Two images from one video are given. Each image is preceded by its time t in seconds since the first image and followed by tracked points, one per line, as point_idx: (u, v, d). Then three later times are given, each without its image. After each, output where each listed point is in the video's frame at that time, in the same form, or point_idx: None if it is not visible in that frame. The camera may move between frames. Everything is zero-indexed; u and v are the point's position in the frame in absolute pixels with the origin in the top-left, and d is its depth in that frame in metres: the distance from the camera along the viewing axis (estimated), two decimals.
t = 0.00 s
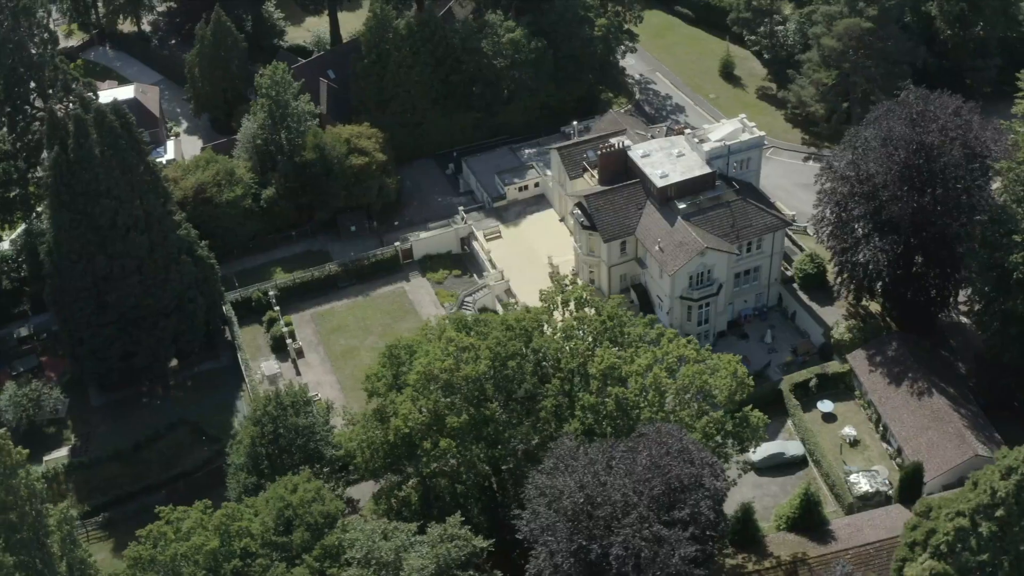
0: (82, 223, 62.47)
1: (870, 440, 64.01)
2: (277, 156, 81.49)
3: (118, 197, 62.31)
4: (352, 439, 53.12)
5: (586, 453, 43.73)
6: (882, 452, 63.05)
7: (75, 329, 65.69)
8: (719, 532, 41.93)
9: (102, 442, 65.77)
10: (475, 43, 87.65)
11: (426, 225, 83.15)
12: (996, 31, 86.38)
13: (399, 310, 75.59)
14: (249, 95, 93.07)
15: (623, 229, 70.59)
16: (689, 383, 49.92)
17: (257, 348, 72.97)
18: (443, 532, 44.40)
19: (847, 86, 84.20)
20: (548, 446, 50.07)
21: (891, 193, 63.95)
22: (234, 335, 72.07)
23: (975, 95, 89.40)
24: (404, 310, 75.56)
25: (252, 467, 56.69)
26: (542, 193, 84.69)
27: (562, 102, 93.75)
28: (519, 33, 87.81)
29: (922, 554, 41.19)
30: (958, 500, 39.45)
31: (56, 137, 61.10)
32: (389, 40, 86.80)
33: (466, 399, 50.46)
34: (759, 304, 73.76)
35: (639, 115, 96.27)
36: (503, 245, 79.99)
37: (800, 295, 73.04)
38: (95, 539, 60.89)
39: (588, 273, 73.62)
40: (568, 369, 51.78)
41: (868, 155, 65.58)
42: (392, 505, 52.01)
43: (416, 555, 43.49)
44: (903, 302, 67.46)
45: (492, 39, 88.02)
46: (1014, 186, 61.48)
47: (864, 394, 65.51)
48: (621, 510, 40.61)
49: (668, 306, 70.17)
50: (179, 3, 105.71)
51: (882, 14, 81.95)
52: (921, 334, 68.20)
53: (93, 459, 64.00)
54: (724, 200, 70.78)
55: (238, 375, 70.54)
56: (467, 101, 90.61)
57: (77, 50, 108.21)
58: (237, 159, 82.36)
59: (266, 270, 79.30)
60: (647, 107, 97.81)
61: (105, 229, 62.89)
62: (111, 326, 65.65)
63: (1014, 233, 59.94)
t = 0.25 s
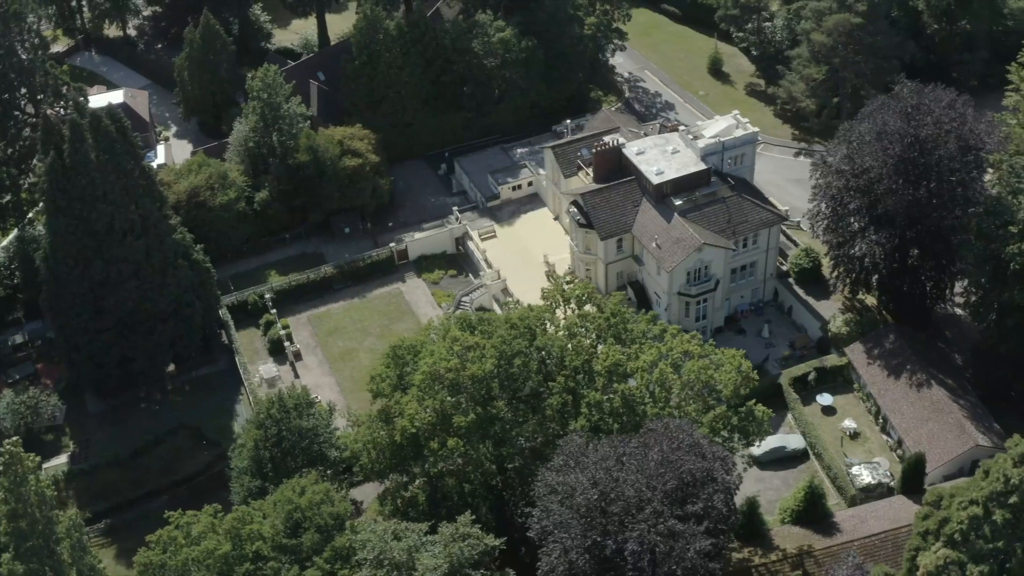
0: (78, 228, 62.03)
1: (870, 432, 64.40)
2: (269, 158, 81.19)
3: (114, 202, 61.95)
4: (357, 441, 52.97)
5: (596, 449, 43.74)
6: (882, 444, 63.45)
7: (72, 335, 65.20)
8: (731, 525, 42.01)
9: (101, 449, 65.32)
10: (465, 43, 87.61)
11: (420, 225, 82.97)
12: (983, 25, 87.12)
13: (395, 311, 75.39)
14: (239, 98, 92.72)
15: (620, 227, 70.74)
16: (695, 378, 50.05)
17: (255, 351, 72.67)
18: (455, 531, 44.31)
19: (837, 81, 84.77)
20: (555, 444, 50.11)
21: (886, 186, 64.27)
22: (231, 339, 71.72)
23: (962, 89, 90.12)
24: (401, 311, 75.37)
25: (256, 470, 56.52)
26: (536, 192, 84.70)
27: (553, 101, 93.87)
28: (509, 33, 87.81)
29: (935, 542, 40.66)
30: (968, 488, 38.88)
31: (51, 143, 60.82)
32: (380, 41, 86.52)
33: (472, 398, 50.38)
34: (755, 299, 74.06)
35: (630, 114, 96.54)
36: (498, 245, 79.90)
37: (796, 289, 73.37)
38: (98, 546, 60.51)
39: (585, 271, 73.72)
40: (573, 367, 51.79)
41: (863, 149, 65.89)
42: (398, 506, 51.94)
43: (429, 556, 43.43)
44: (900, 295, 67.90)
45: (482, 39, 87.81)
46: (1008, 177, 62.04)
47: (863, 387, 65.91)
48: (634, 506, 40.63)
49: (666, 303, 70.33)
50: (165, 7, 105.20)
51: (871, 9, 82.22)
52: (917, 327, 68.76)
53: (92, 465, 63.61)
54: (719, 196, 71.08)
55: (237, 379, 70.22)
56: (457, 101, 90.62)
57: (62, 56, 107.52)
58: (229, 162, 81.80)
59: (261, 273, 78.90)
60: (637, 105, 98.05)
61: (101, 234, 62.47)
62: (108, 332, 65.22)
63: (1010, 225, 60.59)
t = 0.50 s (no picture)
0: (77, 233, 61.65)
1: (872, 425, 64.76)
2: (264, 161, 80.89)
3: (113, 206, 61.63)
4: (365, 441, 52.86)
5: (608, 445, 43.81)
6: (884, 436, 63.83)
7: (72, 340, 64.76)
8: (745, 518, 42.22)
9: (102, 454, 64.96)
10: (458, 43, 87.56)
11: (416, 226, 82.86)
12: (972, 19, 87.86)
13: (395, 311, 75.30)
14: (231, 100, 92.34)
15: (619, 224, 70.82)
16: (704, 372, 50.19)
17: (255, 354, 72.42)
18: (469, 529, 44.24)
19: (829, 76, 85.28)
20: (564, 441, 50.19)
21: (884, 179, 64.65)
22: (231, 342, 71.42)
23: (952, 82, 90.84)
24: (400, 312, 75.23)
25: (262, 473, 56.32)
26: (531, 191, 84.75)
27: (546, 100, 93.97)
28: (502, 32, 87.82)
29: (951, 531, 40.54)
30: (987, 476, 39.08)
31: (49, 147, 60.42)
32: (373, 42, 86.26)
33: (481, 396, 50.34)
34: (754, 294, 74.34)
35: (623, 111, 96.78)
36: (495, 244, 79.89)
37: (795, 283, 73.68)
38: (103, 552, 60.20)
39: (583, 269, 73.88)
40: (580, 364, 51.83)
41: (861, 143, 66.25)
42: (407, 506, 51.88)
43: (445, 555, 43.37)
44: (898, 288, 68.32)
45: (475, 39, 87.89)
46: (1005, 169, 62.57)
47: (864, 380, 66.30)
48: (651, 501, 40.74)
49: (666, 300, 70.46)
50: (154, 10, 104.68)
51: (862, 5, 83.04)
52: (915, 320, 69.25)
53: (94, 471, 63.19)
54: (717, 192, 71.37)
55: (237, 382, 69.98)
56: (451, 101, 90.12)
57: (51, 60, 106.73)
58: (224, 165, 81.46)
59: (258, 276, 78.62)
60: (629, 103, 98.32)
61: (100, 238, 62.11)
62: (108, 336, 64.81)
63: (1009, 216, 61.26)
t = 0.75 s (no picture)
0: (77, 237, 61.23)
1: (873, 417, 65.14)
2: (259, 163, 80.66)
3: (112, 210, 61.30)
4: (373, 442, 52.80)
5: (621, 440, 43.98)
6: (886, 428, 64.23)
7: (72, 346, 64.32)
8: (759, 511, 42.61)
9: (104, 460, 64.57)
10: (451, 43, 87.54)
11: (413, 226, 82.78)
12: (961, 13, 88.54)
13: (394, 312, 75.21)
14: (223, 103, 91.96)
15: (618, 221, 70.95)
16: (713, 367, 50.34)
17: (255, 357, 72.16)
18: (484, 528, 44.24)
19: (822, 72, 85.77)
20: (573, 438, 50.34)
21: (882, 172, 65.00)
22: (230, 345, 71.14)
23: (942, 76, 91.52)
24: (399, 312, 75.14)
25: (269, 476, 56.15)
26: (527, 190, 84.83)
27: (539, 99, 94.08)
28: (495, 32, 87.84)
29: (965, 520, 40.44)
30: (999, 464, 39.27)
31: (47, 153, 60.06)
32: (366, 43, 85.80)
33: (490, 394, 50.34)
34: (752, 289, 74.72)
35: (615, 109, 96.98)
36: (493, 243, 79.91)
37: (792, 278, 74.04)
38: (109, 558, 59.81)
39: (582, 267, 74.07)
40: (587, 361, 51.93)
41: (858, 137, 66.56)
42: (416, 506, 51.82)
43: (461, 553, 43.39)
44: (896, 280, 68.70)
45: (468, 39, 87.93)
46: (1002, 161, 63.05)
47: (865, 373, 66.69)
48: (667, 495, 40.93)
49: (666, 296, 70.67)
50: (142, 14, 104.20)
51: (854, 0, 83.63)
52: (913, 312, 69.74)
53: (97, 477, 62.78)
54: (715, 188, 71.70)
55: (238, 386, 69.72)
56: (444, 101, 90.48)
57: (39, 66, 106.10)
58: (218, 168, 81.15)
59: (255, 279, 78.40)
60: (621, 100, 98.55)
61: (100, 243, 61.73)
62: (108, 341, 64.37)
63: (1006, 208, 61.49)
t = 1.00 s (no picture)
0: (76, 242, 60.88)
1: (874, 409, 65.52)
2: (254, 166, 80.39)
3: (112, 215, 61.01)
4: (382, 443, 52.75)
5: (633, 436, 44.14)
6: (888, 420, 64.65)
7: (72, 352, 63.93)
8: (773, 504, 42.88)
9: (107, 467, 64.21)
10: (444, 43, 87.55)
11: (409, 227, 82.70)
12: (949, 7, 89.27)
13: (393, 313, 75.09)
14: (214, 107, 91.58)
15: (616, 219, 71.12)
16: (720, 362, 50.57)
17: (255, 361, 71.82)
18: (499, 526, 44.26)
19: (813, 67, 86.30)
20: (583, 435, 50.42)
21: (879, 166, 65.43)
22: (230, 349, 70.80)
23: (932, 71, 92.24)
24: (398, 313, 75.01)
25: (276, 479, 56.00)
26: (522, 189, 84.93)
27: (531, 98, 94.18)
28: (487, 31, 87.88)
29: (978, 509, 41.14)
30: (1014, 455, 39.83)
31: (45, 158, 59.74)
32: (359, 44, 85.47)
33: (498, 393, 50.37)
34: (750, 285, 75.09)
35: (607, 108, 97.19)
36: (490, 243, 79.90)
37: (790, 273, 74.40)
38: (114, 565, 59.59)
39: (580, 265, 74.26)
40: (595, 358, 52.08)
41: (855, 132, 66.99)
42: (426, 505, 51.79)
43: (477, 551, 43.40)
44: (893, 273, 69.15)
45: (461, 39, 88.01)
46: (997, 153, 63.61)
47: (865, 365, 67.08)
48: (683, 490, 41.12)
49: (665, 292, 70.89)
50: (130, 19, 103.70)
51: None
52: (910, 305, 70.28)
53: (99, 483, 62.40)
54: (713, 184, 72.00)
55: (239, 390, 69.46)
56: (437, 102, 90.03)
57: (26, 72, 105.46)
58: (213, 171, 80.84)
59: (253, 282, 78.13)
60: (612, 99, 98.78)
61: (100, 248, 61.41)
62: (109, 346, 63.96)
63: (1004, 199, 61.98)
